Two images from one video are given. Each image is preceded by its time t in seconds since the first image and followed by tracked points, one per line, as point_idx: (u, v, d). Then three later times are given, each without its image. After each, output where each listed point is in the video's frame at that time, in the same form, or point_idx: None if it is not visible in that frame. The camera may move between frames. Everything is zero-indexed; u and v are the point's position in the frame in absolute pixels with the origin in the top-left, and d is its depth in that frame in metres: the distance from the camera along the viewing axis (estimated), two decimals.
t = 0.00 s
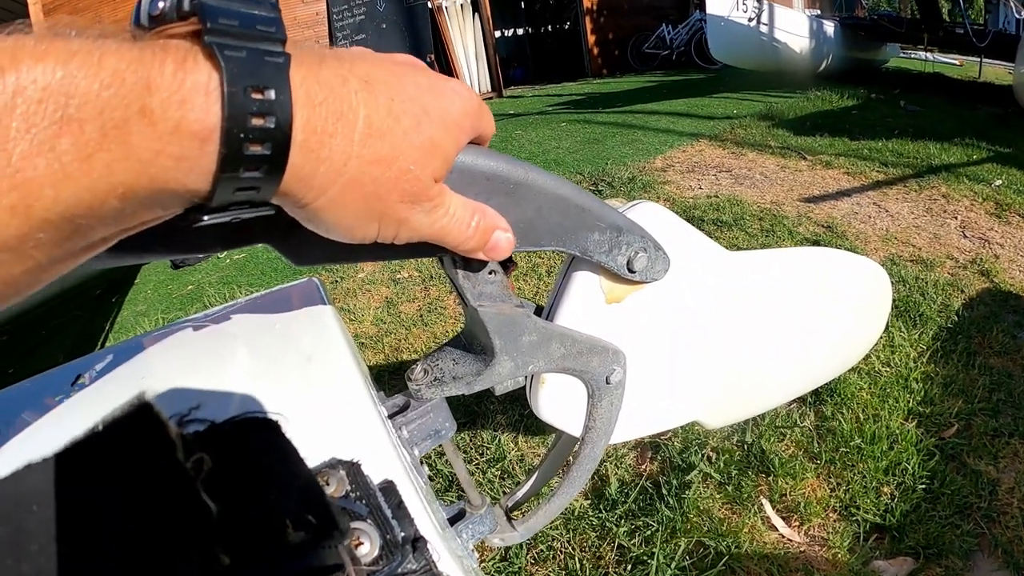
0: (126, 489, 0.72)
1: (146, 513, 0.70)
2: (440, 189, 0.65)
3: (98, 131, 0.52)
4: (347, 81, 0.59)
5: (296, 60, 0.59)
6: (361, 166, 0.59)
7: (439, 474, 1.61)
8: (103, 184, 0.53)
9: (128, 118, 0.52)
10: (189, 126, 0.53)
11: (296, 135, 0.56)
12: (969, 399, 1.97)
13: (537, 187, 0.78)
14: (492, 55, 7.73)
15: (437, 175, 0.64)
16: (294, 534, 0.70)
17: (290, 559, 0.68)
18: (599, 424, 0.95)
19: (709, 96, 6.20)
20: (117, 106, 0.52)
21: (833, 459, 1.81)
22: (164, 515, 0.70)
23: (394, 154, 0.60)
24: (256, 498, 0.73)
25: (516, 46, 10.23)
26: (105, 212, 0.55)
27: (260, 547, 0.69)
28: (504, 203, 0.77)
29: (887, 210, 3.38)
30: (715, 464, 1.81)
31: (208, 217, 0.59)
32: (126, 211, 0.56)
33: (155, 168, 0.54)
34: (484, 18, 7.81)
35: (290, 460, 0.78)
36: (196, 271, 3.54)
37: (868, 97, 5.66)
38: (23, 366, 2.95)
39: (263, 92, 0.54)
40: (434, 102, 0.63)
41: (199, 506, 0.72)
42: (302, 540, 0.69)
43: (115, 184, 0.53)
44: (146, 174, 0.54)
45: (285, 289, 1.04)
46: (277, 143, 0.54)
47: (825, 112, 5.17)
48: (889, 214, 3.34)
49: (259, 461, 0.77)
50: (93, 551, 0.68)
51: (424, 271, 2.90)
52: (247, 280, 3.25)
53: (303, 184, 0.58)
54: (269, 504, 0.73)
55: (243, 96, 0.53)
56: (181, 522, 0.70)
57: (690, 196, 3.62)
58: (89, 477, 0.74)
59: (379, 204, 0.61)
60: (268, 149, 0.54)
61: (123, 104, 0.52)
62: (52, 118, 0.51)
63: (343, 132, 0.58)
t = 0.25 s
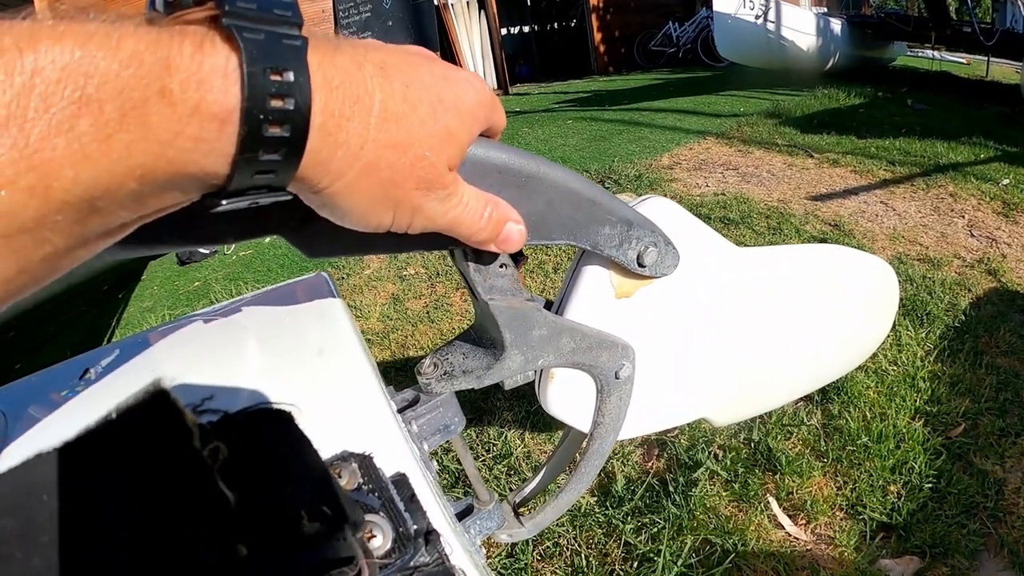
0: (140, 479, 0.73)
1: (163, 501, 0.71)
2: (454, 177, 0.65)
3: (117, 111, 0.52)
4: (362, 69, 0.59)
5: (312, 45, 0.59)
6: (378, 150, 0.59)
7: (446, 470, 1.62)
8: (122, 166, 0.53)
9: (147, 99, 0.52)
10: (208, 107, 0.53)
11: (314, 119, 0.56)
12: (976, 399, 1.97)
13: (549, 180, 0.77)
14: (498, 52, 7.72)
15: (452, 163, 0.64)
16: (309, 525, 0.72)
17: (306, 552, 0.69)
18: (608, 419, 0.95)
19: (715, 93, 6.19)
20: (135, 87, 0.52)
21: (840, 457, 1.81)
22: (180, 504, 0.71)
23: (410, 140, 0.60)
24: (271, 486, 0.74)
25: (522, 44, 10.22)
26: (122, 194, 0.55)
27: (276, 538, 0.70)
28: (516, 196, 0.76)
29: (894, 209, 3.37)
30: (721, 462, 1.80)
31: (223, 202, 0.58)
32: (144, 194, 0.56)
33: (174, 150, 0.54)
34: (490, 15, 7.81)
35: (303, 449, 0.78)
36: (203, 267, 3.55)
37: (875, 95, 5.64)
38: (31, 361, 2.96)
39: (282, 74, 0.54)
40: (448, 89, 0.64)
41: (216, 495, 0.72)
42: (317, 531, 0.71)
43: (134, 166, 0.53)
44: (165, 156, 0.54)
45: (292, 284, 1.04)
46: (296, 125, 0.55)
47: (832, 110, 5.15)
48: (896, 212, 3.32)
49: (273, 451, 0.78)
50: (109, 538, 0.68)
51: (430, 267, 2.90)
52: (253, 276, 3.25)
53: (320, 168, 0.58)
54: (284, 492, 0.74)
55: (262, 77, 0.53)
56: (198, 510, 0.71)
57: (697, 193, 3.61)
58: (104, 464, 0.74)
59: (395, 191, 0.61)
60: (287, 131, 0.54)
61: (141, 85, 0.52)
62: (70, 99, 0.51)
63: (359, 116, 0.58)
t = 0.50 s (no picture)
0: (127, 479, 0.72)
1: (151, 501, 0.70)
2: (451, 177, 0.64)
3: (105, 117, 0.51)
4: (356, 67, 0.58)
5: (305, 45, 0.58)
6: (372, 151, 0.58)
7: (446, 468, 1.61)
8: (110, 172, 0.52)
9: (134, 105, 0.51)
10: (197, 112, 0.52)
11: (307, 121, 0.55)
12: (978, 397, 1.96)
13: (548, 177, 0.77)
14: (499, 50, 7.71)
15: (448, 163, 0.63)
16: (299, 526, 0.70)
17: (295, 553, 0.67)
18: (608, 418, 0.94)
19: (717, 91, 6.17)
20: (123, 92, 0.51)
21: (841, 456, 1.80)
22: (166, 505, 0.70)
23: (405, 141, 0.59)
24: (262, 486, 0.73)
25: (523, 41, 10.20)
26: (111, 200, 0.54)
27: (265, 539, 0.69)
28: (515, 193, 0.76)
29: (897, 206, 3.35)
30: (722, 460, 1.80)
31: (214, 206, 0.58)
32: (133, 201, 0.55)
33: (163, 156, 0.53)
34: (491, 13, 7.79)
35: (296, 449, 0.77)
36: (204, 266, 3.55)
37: (877, 92, 5.62)
38: (31, 359, 2.95)
39: (273, 76, 0.53)
40: (445, 88, 0.63)
41: (204, 497, 0.71)
42: (308, 532, 0.69)
43: (122, 172, 0.53)
44: (154, 162, 0.53)
45: (291, 281, 1.04)
46: (287, 128, 0.54)
47: (834, 107, 5.14)
48: (899, 210, 3.31)
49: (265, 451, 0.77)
50: (95, 540, 0.68)
51: (430, 265, 2.90)
52: (254, 274, 3.25)
53: (313, 170, 0.57)
54: (275, 492, 0.73)
55: (252, 80, 0.52)
56: (186, 512, 0.70)
57: (698, 191, 3.60)
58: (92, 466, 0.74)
59: (390, 192, 0.60)
60: (278, 134, 0.54)
61: (128, 90, 0.51)
62: (55, 105, 0.50)
63: (353, 118, 0.57)
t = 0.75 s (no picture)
0: (131, 469, 0.72)
1: (155, 492, 0.70)
2: (452, 172, 0.64)
3: (114, 106, 0.51)
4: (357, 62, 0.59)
5: (308, 39, 0.58)
6: (375, 144, 0.58)
7: (447, 466, 1.62)
8: (120, 161, 0.53)
9: (144, 94, 0.52)
10: (205, 102, 0.53)
11: (312, 113, 0.56)
12: (977, 396, 1.96)
13: (547, 174, 0.77)
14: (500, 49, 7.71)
15: (449, 157, 0.63)
16: (301, 516, 0.71)
17: (299, 543, 0.68)
18: (608, 415, 0.95)
19: (718, 90, 6.18)
20: (132, 81, 0.51)
21: (841, 454, 1.81)
22: (169, 493, 0.70)
23: (407, 133, 0.59)
24: (263, 478, 0.74)
25: (524, 40, 10.21)
26: (121, 189, 0.54)
27: (268, 530, 0.69)
28: (514, 190, 0.76)
29: (897, 206, 3.36)
30: (722, 458, 1.80)
31: (223, 196, 0.57)
32: (142, 190, 0.55)
33: (173, 145, 0.53)
34: (491, 12, 7.79)
35: (297, 441, 0.78)
36: (205, 264, 3.55)
37: (878, 92, 5.62)
38: (33, 358, 2.96)
39: (279, 67, 0.53)
40: (446, 82, 0.63)
41: (208, 485, 0.71)
42: (309, 524, 0.70)
43: (132, 160, 0.53)
44: (163, 150, 0.53)
45: (291, 279, 1.04)
46: (293, 119, 0.54)
47: (834, 107, 5.14)
48: (899, 209, 3.31)
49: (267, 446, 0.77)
50: (99, 530, 0.67)
51: (430, 264, 2.90)
52: (255, 273, 3.25)
53: (318, 162, 0.58)
54: (277, 483, 0.73)
55: (259, 71, 0.53)
56: (189, 500, 0.69)
57: (699, 190, 3.60)
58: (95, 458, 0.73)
59: (392, 184, 0.61)
60: (284, 125, 0.54)
61: (138, 79, 0.52)
62: (67, 94, 0.50)
63: (357, 109, 0.57)
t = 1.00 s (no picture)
0: (127, 487, 0.72)
1: (152, 510, 0.70)
2: (454, 179, 0.64)
3: (101, 120, 0.51)
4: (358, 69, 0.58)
5: (305, 46, 0.58)
6: (375, 153, 0.58)
7: (449, 469, 1.61)
8: (108, 177, 0.52)
9: (132, 107, 0.51)
10: (196, 114, 0.52)
11: (308, 123, 0.55)
12: (980, 396, 1.96)
13: (551, 177, 0.76)
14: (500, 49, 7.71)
15: (450, 165, 0.63)
16: (302, 531, 0.70)
17: (299, 560, 0.67)
18: (611, 419, 0.94)
19: (718, 90, 6.17)
20: (121, 94, 0.51)
21: (845, 456, 1.80)
22: (166, 515, 0.70)
23: (408, 142, 0.59)
24: (262, 492, 0.73)
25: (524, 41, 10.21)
26: (109, 205, 0.54)
27: (266, 547, 0.69)
28: (518, 194, 0.75)
29: (899, 205, 3.35)
30: (726, 460, 1.79)
31: (216, 209, 0.57)
32: (130, 206, 0.55)
33: (162, 158, 0.53)
34: (491, 12, 7.79)
35: (300, 452, 0.77)
36: (206, 267, 3.55)
37: (878, 91, 5.61)
38: (34, 361, 2.96)
39: (273, 77, 0.53)
40: (447, 90, 0.63)
41: (206, 507, 0.71)
42: (311, 540, 0.69)
43: (120, 175, 0.52)
44: (153, 164, 0.53)
45: (294, 283, 1.03)
46: (288, 130, 0.53)
47: (835, 106, 5.13)
48: (901, 208, 3.30)
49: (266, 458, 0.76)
50: (94, 550, 0.68)
51: (432, 265, 2.90)
52: (256, 275, 3.25)
53: (316, 173, 0.57)
54: (278, 496, 0.73)
55: (252, 82, 0.52)
56: (186, 522, 0.69)
57: (700, 190, 3.60)
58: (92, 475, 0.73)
59: (393, 193, 0.60)
60: (279, 136, 0.53)
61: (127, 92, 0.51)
62: (52, 108, 0.49)
63: (355, 120, 0.57)
